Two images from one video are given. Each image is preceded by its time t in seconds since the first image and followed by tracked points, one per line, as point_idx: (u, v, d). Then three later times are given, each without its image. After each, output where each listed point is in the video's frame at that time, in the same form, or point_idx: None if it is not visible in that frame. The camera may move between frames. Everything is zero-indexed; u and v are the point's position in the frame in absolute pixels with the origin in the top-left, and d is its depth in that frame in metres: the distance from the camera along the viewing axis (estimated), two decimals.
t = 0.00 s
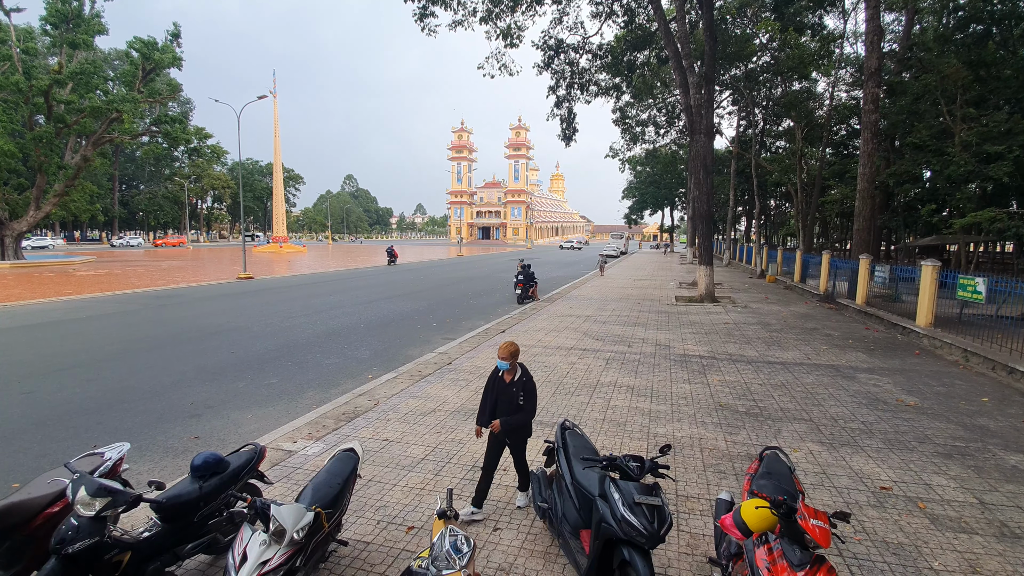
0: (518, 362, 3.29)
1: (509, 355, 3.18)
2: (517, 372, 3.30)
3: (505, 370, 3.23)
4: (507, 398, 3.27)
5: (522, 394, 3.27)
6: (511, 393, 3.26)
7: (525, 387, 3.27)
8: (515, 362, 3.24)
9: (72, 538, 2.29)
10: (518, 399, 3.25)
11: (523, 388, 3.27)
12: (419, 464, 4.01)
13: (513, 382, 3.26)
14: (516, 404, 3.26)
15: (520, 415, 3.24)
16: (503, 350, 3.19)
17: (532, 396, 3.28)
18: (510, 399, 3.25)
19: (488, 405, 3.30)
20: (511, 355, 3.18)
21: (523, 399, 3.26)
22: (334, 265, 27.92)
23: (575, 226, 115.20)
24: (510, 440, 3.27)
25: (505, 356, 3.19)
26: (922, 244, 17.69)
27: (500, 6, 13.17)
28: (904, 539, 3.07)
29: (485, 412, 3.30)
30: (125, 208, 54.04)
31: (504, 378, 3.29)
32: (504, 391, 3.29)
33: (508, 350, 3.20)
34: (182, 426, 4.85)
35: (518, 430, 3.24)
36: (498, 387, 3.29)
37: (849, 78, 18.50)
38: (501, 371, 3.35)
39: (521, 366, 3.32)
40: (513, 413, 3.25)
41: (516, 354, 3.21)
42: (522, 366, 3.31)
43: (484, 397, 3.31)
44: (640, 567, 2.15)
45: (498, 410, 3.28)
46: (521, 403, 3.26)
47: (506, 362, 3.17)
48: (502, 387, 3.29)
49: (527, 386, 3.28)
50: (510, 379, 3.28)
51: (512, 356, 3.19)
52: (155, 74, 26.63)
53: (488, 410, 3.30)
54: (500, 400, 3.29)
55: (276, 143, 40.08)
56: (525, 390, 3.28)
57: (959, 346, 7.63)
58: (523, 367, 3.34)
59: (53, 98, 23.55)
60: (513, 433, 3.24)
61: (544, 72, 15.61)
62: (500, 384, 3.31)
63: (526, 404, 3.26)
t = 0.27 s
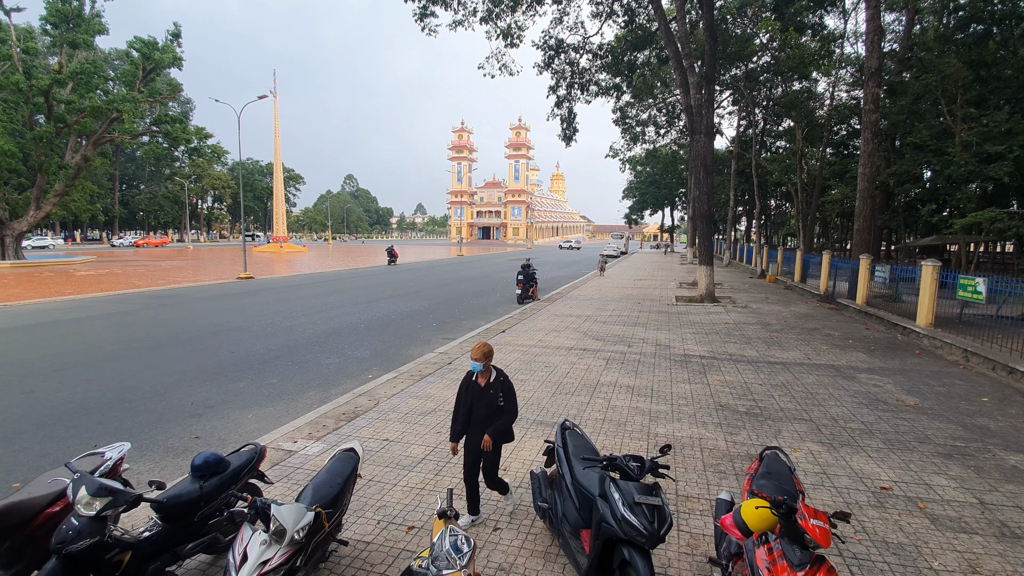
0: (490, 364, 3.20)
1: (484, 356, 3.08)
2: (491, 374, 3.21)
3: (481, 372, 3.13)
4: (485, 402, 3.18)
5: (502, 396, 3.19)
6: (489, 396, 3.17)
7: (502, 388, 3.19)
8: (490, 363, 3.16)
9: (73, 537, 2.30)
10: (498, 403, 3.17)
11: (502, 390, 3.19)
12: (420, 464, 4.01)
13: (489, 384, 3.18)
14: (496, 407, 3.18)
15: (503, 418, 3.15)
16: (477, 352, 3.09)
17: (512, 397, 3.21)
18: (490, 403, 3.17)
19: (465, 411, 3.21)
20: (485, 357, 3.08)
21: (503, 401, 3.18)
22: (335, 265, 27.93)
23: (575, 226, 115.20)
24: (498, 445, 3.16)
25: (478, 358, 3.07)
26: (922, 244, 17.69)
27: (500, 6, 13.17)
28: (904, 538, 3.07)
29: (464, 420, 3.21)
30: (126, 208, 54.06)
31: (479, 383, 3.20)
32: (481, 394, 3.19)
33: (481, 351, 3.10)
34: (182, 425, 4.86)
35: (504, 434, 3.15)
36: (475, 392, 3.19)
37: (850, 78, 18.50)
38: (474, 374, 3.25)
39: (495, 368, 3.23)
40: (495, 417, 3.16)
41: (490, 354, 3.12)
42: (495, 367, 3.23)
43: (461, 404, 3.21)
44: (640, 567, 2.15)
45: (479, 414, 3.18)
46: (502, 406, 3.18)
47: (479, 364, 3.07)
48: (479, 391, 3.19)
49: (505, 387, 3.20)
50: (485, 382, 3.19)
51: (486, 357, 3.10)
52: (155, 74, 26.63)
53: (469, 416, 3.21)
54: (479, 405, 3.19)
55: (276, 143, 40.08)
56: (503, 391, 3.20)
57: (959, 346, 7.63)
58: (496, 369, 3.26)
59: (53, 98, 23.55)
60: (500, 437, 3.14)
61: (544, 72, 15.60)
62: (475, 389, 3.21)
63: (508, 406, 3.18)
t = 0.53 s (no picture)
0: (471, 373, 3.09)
1: (469, 366, 2.97)
2: (472, 384, 3.12)
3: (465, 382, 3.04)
4: (469, 412, 3.09)
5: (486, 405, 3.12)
6: (473, 406, 3.09)
7: (487, 397, 3.12)
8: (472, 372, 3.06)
9: (73, 537, 2.30)
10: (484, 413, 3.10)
11: (487, 398, 3.13)
12: (419, 465, 4.01)
13: (473, 395, 3.09)
14: (481, 417, 3.11)
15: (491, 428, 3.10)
16: (460, 363, 2.96)
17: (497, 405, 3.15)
18: (476, 413, 3.09)
19: (448, 424, 3.09)
20: (469, 367, 2.98)
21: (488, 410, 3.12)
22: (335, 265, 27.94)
23: (575, 226, 115.29)
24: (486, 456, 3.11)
25: (462, 369, 2.97)
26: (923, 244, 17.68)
27: (500, 6, 13.17)
28: (905, 539, 3.07)
29: (448, 433, 3.09)
30: (127, 208, 54.12)
31: (462, 393, 3.10)
32: (464, 405, 3.09)
33: (464, 360, 2.98)
34: (182, 425, 4.86)
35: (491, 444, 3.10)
36: (458, 403, 3.09)
37: (850, 78, 18.50)
38: (454, 385, 3.12)
39: (476, 377, 3.13)
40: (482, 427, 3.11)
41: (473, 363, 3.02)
42: (476, 376, 3.13)
43: (445, 417, 3.09)
44: (640, 567, 2.15)
45: (464, 425, 3.09)
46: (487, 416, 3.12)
47: (465, 373, 2.97)
48: (462, 401, 3.09)
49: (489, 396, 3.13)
50: (468, 393, 3.10)
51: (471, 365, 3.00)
52: (156, 74, 26.66)
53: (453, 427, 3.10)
54: (463, 415, 3.09)
55: (277, 144, 40.13)
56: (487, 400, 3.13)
57: (959, 346, 7.62)
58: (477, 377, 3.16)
59: (54, 98, 23.58)
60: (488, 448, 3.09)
61: (545, 72, 15.61)
62: (457, 399, 3.10)
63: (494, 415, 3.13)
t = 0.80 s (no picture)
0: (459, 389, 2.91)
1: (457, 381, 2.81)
2: (460, 401, 2.94)
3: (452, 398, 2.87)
4: (454, 430, 2.94)
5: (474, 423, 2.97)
6: (459, 424, 2.94)
7: (474, 415, 2.97)
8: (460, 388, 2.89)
9: (73, 537, 2.30)
10: (471, 431, 2.95)
11: (474, 416, 2.98)
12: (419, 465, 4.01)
13: (460, 413, 2.93)
14: (467, 436, 2.96)
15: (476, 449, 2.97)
16: (449, 376, 2.78)
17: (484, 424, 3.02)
18: (462, 433, 2.95)
19: (431, 443, 2.94)
20: (458, 380, 2.82)
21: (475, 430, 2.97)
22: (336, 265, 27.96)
23: (576, 227, 115.35)
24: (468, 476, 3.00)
25: (450, 382, 2.80)
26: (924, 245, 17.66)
27: (501, 7, 13.18)
28: (906, 539, 3.07)
29: (431, 453, 2.95)
30: (128, 208, 54.19)
31: (447, 409, 2.93)
32: (449, 422, 2.94)
33: (453, 374, 2.80)
34: (183, 425, 4.87)
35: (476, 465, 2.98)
36: (443, 421, 2.93)
37: (851, 79, 18.50)
38: (439, 399, 2.94)
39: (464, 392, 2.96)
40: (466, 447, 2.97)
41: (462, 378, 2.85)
42: (465, 393, 2.95)
43: (428, 435, 2.93)
44: (640, 568, 2.15)
45: (447, 444, 2.95)
46: (474, 436, 2.97)
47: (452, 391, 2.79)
48: (448, 418, 2.93)
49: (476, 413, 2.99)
50: (454, 410, 2.93)
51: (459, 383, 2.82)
52: (157, 75, 26.70)
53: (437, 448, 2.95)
54: (446, 432, 2.94)
55: (278, 144, 40.16)
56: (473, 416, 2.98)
57: (960, 347, 7.62)
58: (465, 393, 2.98)
59: (55, 98, 23.63)
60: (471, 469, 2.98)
61: (545, 73, 15.63)
62: (442, 416, 2.93)
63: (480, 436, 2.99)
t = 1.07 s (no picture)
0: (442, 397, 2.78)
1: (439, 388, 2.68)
2: (442, 409, 2.81)
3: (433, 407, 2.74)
4: (435, 441, 2.79)
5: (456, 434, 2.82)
6: (440, 434, 2.79)
7: (456, 424, 2.82)
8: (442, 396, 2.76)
9: (77, 536, 2.30)
10: (452, 442, 2.80)
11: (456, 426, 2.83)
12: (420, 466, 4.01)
13: (441, 422, 2.79)
14: (448, 447, 2.80)
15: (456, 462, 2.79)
16: (429, 384, 2.64)
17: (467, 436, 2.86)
18: (442, 443, 2.79)
19: (410, 454, 2.77)
20: (439, 388, 2.68)
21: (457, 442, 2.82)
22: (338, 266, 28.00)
23: (577, 228, 115.39)
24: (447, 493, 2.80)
25: (431, 391, 2.66)
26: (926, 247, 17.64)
27: (503, 8, 13.20)
28: (908, 541, 3.06)
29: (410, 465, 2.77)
30: (129, 208, 54.30)
31: (429, 418, 2.79)
32: (430, 432, 2.79)
33: (434, 381, 2.67)
34: (185, 425, 4.88)
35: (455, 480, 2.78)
36: (423, 430, 2.79)
37: (852, 80, 18.49)
38: (421, 407, 2.80)
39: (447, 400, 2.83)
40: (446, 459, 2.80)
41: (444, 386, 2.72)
42: (447, 400, 2.83)
43: (407, 446, 2.77)
44: (641, 568, 2.16)
45: (428, 456, 2.78)
46: (455, 447, 2.81)
47: (432, 396, 2.65)
48: (429, 429, 2.79)
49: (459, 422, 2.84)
50: (435, 419, 2.79)
51: (440, 388, 2.69)
52: (159, 76, 26.75)
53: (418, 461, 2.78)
54: (426, 444, 2.78)
55: (280, 145, 40.23)
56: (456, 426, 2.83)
57: (962, 349, 7.61)
58: (448, 401, 2.85)
59: (57, 99, 23.69)
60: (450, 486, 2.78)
61: (547, 74, 15.64)
62: (423, 426, 2.79)
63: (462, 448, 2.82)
